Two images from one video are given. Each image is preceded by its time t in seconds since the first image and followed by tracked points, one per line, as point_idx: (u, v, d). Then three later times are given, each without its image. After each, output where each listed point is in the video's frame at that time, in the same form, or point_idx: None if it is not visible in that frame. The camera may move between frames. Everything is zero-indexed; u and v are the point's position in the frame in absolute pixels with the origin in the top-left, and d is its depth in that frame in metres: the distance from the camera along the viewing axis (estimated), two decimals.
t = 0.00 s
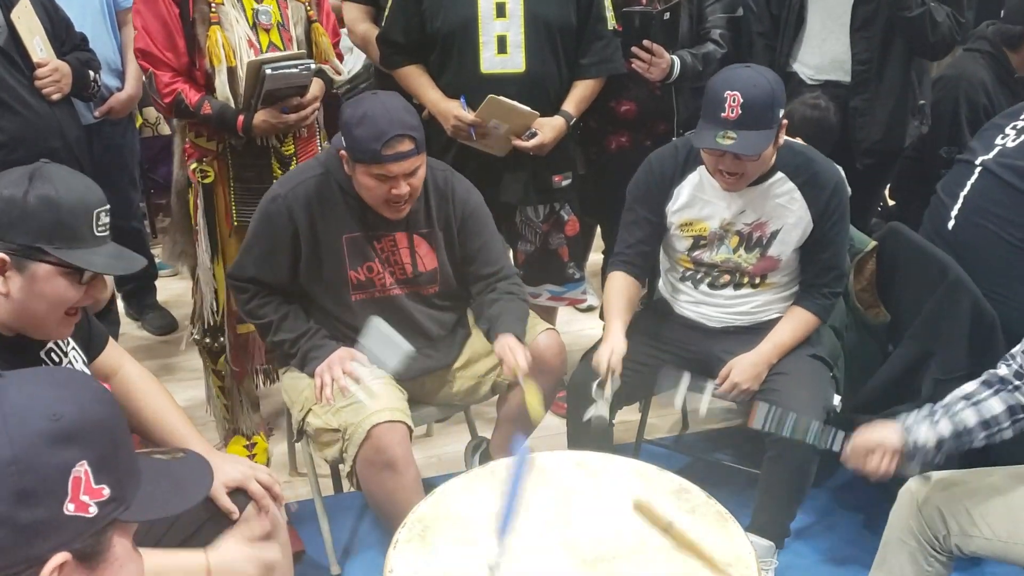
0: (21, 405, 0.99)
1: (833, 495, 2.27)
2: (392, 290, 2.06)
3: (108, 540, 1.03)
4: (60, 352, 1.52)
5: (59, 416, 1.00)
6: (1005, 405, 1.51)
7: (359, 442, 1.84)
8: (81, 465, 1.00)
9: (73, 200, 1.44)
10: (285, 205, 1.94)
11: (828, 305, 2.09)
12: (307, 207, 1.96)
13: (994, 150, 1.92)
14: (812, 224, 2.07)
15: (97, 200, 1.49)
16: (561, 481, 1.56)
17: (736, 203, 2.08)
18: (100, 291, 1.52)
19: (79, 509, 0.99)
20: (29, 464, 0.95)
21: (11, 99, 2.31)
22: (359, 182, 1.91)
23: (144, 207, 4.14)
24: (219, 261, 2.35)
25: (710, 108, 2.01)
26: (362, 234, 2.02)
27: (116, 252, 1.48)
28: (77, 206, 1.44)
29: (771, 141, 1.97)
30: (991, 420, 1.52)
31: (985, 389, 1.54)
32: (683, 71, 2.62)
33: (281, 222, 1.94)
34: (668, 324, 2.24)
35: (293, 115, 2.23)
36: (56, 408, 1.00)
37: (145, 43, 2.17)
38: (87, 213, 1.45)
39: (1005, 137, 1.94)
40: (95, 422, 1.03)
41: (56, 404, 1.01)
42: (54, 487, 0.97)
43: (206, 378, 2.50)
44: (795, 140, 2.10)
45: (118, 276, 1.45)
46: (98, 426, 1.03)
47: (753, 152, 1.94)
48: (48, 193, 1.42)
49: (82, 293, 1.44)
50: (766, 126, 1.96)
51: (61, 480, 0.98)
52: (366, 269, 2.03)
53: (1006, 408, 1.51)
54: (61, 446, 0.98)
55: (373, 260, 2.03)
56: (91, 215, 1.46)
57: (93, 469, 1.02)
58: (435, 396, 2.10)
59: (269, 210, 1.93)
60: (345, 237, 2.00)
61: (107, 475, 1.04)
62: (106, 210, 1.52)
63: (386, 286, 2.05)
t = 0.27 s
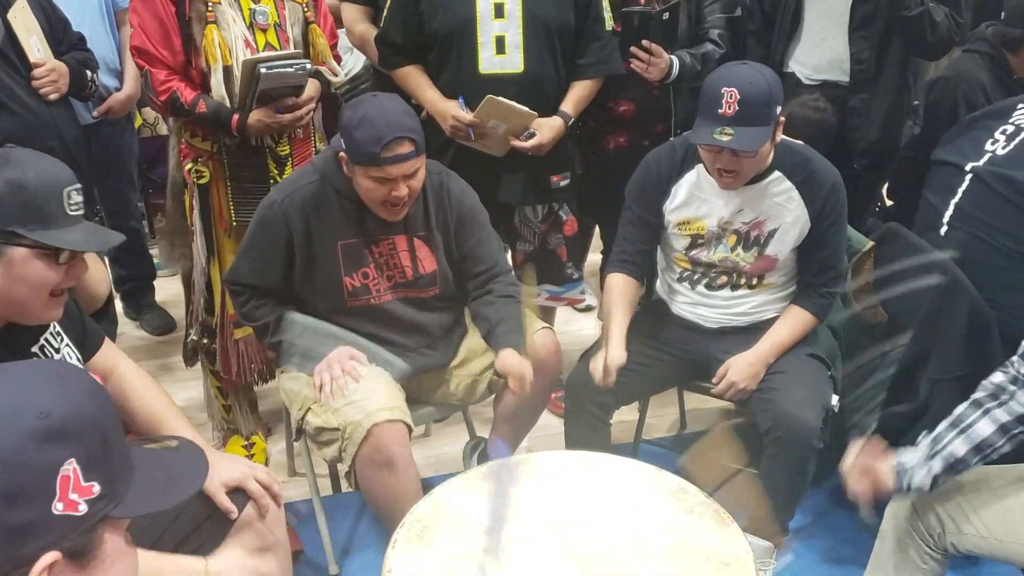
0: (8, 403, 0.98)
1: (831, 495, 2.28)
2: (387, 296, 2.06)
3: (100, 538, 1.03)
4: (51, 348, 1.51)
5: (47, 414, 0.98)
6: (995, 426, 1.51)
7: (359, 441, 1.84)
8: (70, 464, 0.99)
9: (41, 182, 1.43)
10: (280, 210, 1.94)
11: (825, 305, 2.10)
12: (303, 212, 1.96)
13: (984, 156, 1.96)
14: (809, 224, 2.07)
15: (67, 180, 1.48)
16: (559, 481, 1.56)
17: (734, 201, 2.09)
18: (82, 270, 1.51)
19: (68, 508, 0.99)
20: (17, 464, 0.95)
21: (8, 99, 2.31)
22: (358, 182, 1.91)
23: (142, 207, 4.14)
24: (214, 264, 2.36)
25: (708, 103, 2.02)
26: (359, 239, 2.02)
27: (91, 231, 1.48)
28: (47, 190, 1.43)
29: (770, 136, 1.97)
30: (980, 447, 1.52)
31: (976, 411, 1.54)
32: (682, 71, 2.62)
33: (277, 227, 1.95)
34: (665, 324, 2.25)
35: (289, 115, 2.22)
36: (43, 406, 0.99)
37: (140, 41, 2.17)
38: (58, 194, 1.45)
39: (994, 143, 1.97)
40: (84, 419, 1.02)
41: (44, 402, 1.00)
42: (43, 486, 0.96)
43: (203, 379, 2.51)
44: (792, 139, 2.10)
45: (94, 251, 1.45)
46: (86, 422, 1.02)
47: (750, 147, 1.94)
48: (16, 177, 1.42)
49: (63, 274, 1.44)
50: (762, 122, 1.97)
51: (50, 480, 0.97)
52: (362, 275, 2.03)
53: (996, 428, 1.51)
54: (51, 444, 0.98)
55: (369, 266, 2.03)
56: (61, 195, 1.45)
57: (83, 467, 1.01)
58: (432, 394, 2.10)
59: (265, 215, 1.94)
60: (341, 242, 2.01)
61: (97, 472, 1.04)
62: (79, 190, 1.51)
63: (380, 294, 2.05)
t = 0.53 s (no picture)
0: (28, 402, 0.99)
1: (829, 494, 2.28)
2: (383, 300, 2.06)
3: (110, 538, 1.05)
4: (40, 347, 1.52)
5: (65, 416, 1.00)
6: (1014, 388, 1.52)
7: (355, 435, 1.84)
8: (86, 465, 1.01)
9: (11, 173, 1.47)
10: (278, 212, 1.94)
11: (824, 304, 2.10)
12: (300, 213, 1.96)
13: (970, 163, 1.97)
14: (807, 225, 2.08)
15: (36, 168, 1.53)
16: (558, 479, 1.56)
17: (731, 203, 2.09)
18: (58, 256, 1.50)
19: (82, 508, 1.01)
20: (33, 466, 0.96)
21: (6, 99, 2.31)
22: (353, 187, 1.91)
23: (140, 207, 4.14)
24: (213, 263, 2.36)
25: (703, 109, 2.01)
26: (357, 242, 2.02)
27: (63, 218, 1.54)
28: (17, 179, 1.47)
29: (764, 139, 1.97)
30: (1009, 401, 1.51)
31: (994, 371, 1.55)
32: (681, 71, 2.62)
33: (274, 230, 1.94)
34: (663, 324, 2.25)
35: (285, 115, 2.22)
36: (62, 407, 1.00)
37: (139, 39, 2.17)
38: (30, 184, 1.49)
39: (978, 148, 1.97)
40: (100, 421, 1.03)
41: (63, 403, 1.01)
42: (58, 487, 0.98)
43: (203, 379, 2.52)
44: (791, 141, 2.10)
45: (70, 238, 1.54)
46: (102, 424, 1.03)
47: (745, 152, 1.94)
48: None
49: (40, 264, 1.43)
50: (757, 125, 1.96)
51: (65, 481, 0.99)
52: (358, 279, 2.03)
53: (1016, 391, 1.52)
54: (68, 445, 0.99)
55: (365, 270, 2.04)
56: (32, 184, 1.50)
57: (97, 468, 1.03)
58: (432, 395, 2.12)
59: (263, 217, 1.94)
60: (339, 245, 2.01)
61: (110, 472, 1.05)
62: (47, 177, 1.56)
63: (376, 297, 2.05)
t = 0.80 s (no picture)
0: (20, 422, 0.97)
1: (826, 494, 2.28)
2: (382, 305, 2.07)
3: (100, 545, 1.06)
4: (25, 344, 1.54)
5: (59, 436, 0.98)
6: (1004, 401, 1.52)
7: (355, 438, 1.85)
8: (82, 485, 0.99)
9: None
10: (277, 217, 1.95)
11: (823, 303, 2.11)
12: (300, 217, 1.97)
13: (953, 171, 2.04)
14: (806, 227, 2.08)
15: None
16: (556, 480, 1.56)
17: (731, 204, 2.09)
18: (34, 246, 1.51)
19: (79, 529, 0.99)
20: (30, 491, 0.95)
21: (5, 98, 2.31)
22: (354, 192, 1.92)
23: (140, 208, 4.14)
24: (213, 263, 2.36)
25: (708, 103, 2.01)
26: (356, 248, 2.02)
27: (30, 210, 1.50)
28: None
29: (768, 138, 1.98)
30: (987, 420, 1.53)
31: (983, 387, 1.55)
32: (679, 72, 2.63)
33: (273, 231, 1.95)
34: (662, 324, 2.26)
35: (285, 115, 2.22)
36: (57, 427, 0.99)
37: (139, 40, 2.18)
38: None
39: (961, 154, 2.04)
40: (96, 438, 1.02)
41: (56, 420, 1.00)
42: (54, 510, 0.96)
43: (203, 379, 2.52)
44: (791, 143, 2.10)
45: (34, 229, 1.47)
46: (98, 441, 1.02)
47: (747, 147, 1.94)
48: None
49: (12, 256, 1.45)
50: (761, 122, 1.97)
51: (62, 502, 0.97)
52: (357, 283, 2.04)
53: (1004, 404, 1.52)
54: (61, 467, 0.97)
55: (365, 274, 2.04)
56: None
57: (94, 487, 1.01)
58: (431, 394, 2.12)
59: (261, 220, 1.94)
60: (338, 251, 2.01)
61: (108, 490, 1.03)
62: (12, 169, 1.54)
63: (376, 302, 2.06)
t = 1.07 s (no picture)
0: (30, 430, 0.94)
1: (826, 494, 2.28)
2: (382, 300, 2.07)
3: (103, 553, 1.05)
4: (15, 341, 1.53)
5: (66, 450, 0.95)
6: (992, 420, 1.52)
7: (355, 445, 1.85)
8: (82, 502, 0.97)
9: None
10: (275, 216, 1.94)
11: (822, 303, 2.11)
12: (299, 215, 1.96)
13: (942, 177, 2.05)
14: (804, 221, 2.08)
15: None
16: (555, 480, 1.57)
17: (730, 196, 2.10)
18: (12, 242, 1.51)
19: (73, 544, 0.97)
20: (29, 504, 0.92)
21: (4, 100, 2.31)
22: (351, 188, 1.92)
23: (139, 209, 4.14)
24: (214, 265, 2.36)
25: (709, 86, 2.01)
26: (355, 244, 2.02)
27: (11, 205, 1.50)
28: None
29: (769, 122, 1.98)
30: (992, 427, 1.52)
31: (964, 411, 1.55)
32: (677, 72, 2.62)
33: (272, 236, 1.95)
34: (661, 325, 2.26)
35: (286, 115, 2.22)
36: (64, 440, 0.95)
37: (139, 41, 2.18)
38: None
39: (950, 159, 2.05)
40: (101, 453, 0.99)
41: (69, 432, 0.97)
42: (48, 526, 0.94)
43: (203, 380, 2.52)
44: (788, 138, 2.11)
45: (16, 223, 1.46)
46: (103, 456, 0.99)
47: (750, 129, 1.94)
48: None
49: None
50: (762, 106, 1.97)
51: (58, 518, 0.95)
52: (357, 279, 2.04)
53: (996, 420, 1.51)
54: (64, 483, 0.95)
55: (364, 270, 2.04)
56: None
57: (94, 504, 0.99)
58: (431, 396, 2.12)
59: (259, 221, 1.94)
60: (337, 249, 2.01)
61: (108, 507, 1.02)
62: None
63: (376, 297, 2.06)
